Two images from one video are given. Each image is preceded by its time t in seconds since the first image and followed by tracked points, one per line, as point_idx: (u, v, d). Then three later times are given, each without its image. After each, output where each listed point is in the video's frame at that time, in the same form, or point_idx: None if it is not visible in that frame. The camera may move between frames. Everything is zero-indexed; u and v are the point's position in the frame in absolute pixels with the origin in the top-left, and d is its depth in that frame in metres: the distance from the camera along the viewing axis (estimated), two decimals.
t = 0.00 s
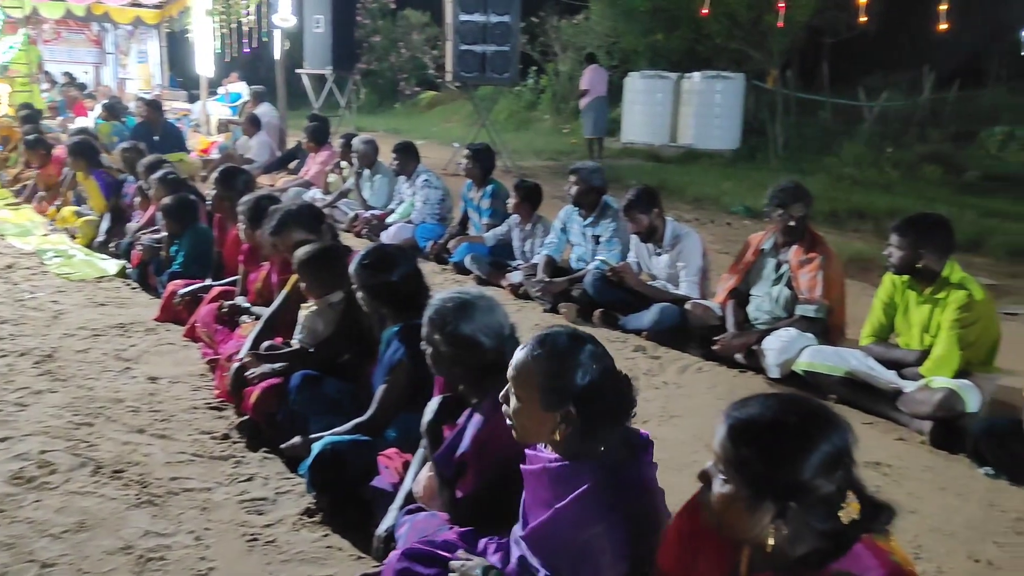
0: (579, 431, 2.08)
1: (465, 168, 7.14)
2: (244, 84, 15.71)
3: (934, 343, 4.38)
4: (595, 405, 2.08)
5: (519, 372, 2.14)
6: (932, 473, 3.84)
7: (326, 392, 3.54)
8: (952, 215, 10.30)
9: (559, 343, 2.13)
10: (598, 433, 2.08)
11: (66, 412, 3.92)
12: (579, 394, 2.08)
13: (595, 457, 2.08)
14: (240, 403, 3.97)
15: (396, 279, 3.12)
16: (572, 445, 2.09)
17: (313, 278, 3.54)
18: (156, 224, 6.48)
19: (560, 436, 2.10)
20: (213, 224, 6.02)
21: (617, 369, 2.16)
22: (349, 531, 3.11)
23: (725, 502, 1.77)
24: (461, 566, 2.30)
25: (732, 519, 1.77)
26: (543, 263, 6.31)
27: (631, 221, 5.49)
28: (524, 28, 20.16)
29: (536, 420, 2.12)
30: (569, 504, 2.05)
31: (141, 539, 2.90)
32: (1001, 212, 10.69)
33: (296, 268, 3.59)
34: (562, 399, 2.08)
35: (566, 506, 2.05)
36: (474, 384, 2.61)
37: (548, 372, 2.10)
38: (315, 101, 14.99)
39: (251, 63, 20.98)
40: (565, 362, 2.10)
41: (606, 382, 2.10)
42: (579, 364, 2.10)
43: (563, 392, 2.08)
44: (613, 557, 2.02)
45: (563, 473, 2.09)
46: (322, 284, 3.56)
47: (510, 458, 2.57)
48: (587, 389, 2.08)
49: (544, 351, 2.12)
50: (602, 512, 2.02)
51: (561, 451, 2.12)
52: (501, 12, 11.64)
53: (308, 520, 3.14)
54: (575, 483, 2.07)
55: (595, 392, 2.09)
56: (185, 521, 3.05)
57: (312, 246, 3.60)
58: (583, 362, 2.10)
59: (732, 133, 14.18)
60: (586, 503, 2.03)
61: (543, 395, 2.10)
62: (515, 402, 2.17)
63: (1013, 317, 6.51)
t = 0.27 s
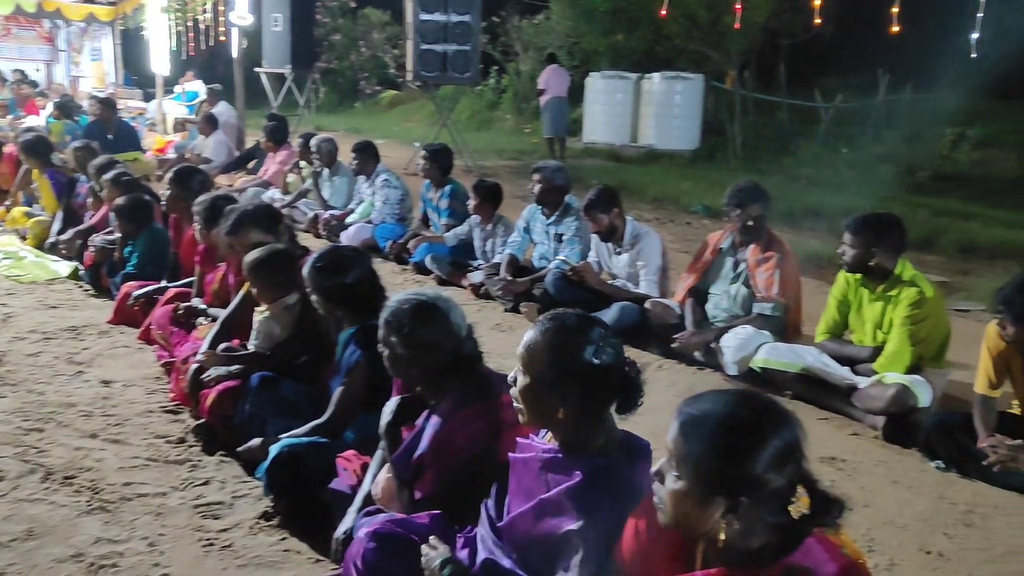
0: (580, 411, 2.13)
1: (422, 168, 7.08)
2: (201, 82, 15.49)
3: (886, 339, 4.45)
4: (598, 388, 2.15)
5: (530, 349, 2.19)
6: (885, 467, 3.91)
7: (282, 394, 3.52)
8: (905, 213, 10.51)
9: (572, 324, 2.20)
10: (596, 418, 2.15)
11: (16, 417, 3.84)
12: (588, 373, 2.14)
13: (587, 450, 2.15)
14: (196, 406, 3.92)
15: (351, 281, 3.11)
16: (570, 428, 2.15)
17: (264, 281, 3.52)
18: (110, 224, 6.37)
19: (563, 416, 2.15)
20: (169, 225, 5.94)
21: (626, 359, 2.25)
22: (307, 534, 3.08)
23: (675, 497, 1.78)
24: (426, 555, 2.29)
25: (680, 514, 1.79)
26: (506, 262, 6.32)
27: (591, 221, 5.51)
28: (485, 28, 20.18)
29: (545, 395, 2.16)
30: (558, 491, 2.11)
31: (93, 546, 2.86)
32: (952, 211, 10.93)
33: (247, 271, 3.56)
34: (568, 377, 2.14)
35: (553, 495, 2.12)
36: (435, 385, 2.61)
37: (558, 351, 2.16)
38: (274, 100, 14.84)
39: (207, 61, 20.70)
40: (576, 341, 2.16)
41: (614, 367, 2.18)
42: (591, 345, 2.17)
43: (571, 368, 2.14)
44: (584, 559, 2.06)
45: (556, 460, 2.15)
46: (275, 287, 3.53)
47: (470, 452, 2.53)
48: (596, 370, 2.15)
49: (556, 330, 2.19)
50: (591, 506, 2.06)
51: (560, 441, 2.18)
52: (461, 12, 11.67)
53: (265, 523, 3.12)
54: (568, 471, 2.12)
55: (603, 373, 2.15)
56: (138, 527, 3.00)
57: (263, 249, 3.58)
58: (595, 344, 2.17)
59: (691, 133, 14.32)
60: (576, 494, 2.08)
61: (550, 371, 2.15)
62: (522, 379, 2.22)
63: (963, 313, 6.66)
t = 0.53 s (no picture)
0: (545, 410, 2.15)
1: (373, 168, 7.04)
2: (151, 79, 15.22)
3: (836, 334, 4.53)
4: (562, 387, 2.17)
5: (498, 347, 2.21)
6: (836, 459, 3.98)
7: (235, 394, 3.47)
8: (855, 210, 10.68)
9: (540, 325, 2.23)
10: (558, 417, 2.17)
11: None
12: (554, 372, 2.17)
13: (551, 452, 2.15)
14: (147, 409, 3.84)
15: (304, 280, 3.07)
16: (533, 427, 2.16)
17: (213, 282, 3.47)
18: (55, 224, 6.22)
19: (527, 414, 2.16)
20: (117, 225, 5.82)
21: (594, 361, 2.27)
22: (262, 537, 3.05)
23: (624, 494, 1.79)
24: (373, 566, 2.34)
25: (630, 510, 1.79)
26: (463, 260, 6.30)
27: (548, 219, 5.52)
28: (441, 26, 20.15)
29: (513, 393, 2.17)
30: (518, 495, 2.10)
31: (39, 555, 2.81)
32: (900, 207, 11.16)
33: (195, 272, 3.51)
34: (535, 375, 2.16)
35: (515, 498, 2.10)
36: (388, 384, 2.60)
37: (525, 349, 2.18)
38: (226, 97, 14.63)
39: (157, 57, 20.33)
40: (543, 341, 2.19)
41: (580, 367, 2.20)
42: (558, 345, 2.19)
43: (539, 365, 2.17)
44: (545, 561, 2.06)
45: (520, 464, 2.13)
46: (225, 287, 3.49)
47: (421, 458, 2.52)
48: (562, 369, 2.17)
49: (524, 329, 2.22)
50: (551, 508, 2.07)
51: (525, 443, 2.18)
52: (416, 10, 11.65)
53: (218, 527, 3.08)
54: (530, 476, 2.12)
55: (569, 372, 2.18)
56: (86, 533, 2.95)
57: (212, 249, 3.53)
58: (563, 344, 2.20)
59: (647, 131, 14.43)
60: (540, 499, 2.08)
61: (517, 368, 2.17)
62: (489, 375, 2.23)
63: (911, 307, 6.80)
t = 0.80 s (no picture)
0: (495, 398, 2.16)
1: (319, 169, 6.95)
2: (95, 75, 14.88)
3: (785, 327, 4.60)
4: (512, 375, 2.18)
5: (452, 332, 2.20)
6: (784, 450, 4.04)
7: (181, 396, 3.42)
8: (804, 206, 10.85)
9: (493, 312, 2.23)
10: (506, 407, 2.18)
11: None
12: (506, 360, 2.18)
13: (500, 439, 2.18)
14: (91, 412, 3.76)
15: (250, 278, 3.05)
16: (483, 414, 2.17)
17: (160, 278, 3.41)
18: None
19: (478, 398, 2.16)
20: (59, 223, 5.67)
21: (543, 352, 2.29)
22: (210, 539, 3.01)
23: (564, 484, 1.79)
24: None
25: (571, 501, 1.80)
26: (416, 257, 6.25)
27: (501, 215, 5.51)
28: (394, 22, 20.02)
29: (463, 377, 2.17)
30: (465, 481, 2.12)
31: None
32: (846, 203, 11.37)
33: (142, 268, 3.45)
34: (486, 362, 2.16)
35: (464, 483, 2.12)
36: (337, 383, 2.56)
37: (478, 335, 2.17)
38: (174, 94, 14.37)
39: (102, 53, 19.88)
40: (495, 328, 2.19)
41: (530, 357, 2.22)
42: (510, 333, 2.20)
43: (490, 352, 2.17)
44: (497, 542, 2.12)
45: (470, 450, 2.15)
46: (173, 284, 3.43)
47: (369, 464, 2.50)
48: (511, 358, 2.18)
49: (478, 315, 2.21)
50: (497, 493, 2.11)
51: (475, 431, 2.19)
52: (368, 5, 11.55)
53: (165, 530, 3.04)
54: (482, 458, 2.14)
55: (518, 360, 2.19)
56: (27, 540, 2.90)
57: (160, 245, 3.48)
58: (514, 333, 2.21)
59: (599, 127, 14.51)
60: (485, 483, 2.11)
61: (468, 354, 2.17)
62: (441, 359, 2.22)
63: (857, 301, 6.93)
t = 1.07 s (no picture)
0: (440, 389, 2.17)
1: (269, 168, 6.89)
2: (41, 72, 14.55)
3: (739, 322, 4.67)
4: (457, 366, 2.18)
5: (398, 323, 2.21)
6: (739, 444, 4.08)
7: (133, 401, 3.39)
8: (757, 203, 11.01)
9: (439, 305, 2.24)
10: (450, 397, 2.19)
11: None
12: (449, 349, 2.18)
13: (445, 426, 2.18)
14: (39, 417, 3.71)
15: (197, 279, 3.01)
16: (432, 403, 2.18)
17: (110, 276, 3.37)
18: None
19: (420, 385, 2.17)
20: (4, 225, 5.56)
21: (487, 345, 2.30)
22: (161, 545, 3.02)
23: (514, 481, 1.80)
24: None
25: (519, 498, 1.80)
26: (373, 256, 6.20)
27: (457, 214, 5.50)
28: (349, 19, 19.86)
29: (409, 365, 2.18)
30: (416, 463, 2.13)
31: None
32: (799, 199, 11.54)
33: (97, 265, 3.41)
34: (430, 352, 2.17)
35: (411, 467, 2.13)
36: (292, 382, 2.54)
37: (422, 327, 2.18)
38: (124, 91, 14.12)
39: (49, 49, 19.45)
40: (439, 319, 2.20)
41: (474, 349, 2.22)
42: (454, 326, 2.21)
43: (435, 344, 2.17)
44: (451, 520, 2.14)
45: (416, 436, 2.17)
46: (126, 282, 3.40)
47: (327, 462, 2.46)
48: (456, 349, 2.19)
49: (426, 305, 2.22)
50: (444, 472, 2.12)
51: (420, 419, 2.21)
52: (323, 2, 11.47)
53: (115, 537, 3.05)
54: (429, 441, 2.16)
55: (462, 350, 2.20)
56: None
57: (116, 242, 3.45)
58: (458, 325, 2.22)
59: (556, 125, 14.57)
60: (433, 464, 2.12)
61: (414, 345, 2.17)
62: (386, 348, 2.23)
63: (809, 295, 7.05)
